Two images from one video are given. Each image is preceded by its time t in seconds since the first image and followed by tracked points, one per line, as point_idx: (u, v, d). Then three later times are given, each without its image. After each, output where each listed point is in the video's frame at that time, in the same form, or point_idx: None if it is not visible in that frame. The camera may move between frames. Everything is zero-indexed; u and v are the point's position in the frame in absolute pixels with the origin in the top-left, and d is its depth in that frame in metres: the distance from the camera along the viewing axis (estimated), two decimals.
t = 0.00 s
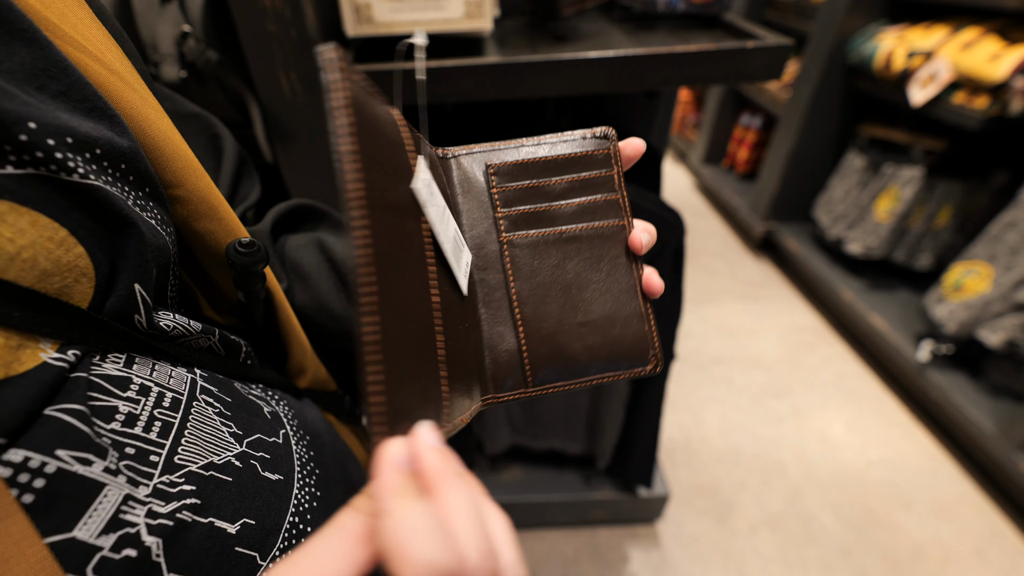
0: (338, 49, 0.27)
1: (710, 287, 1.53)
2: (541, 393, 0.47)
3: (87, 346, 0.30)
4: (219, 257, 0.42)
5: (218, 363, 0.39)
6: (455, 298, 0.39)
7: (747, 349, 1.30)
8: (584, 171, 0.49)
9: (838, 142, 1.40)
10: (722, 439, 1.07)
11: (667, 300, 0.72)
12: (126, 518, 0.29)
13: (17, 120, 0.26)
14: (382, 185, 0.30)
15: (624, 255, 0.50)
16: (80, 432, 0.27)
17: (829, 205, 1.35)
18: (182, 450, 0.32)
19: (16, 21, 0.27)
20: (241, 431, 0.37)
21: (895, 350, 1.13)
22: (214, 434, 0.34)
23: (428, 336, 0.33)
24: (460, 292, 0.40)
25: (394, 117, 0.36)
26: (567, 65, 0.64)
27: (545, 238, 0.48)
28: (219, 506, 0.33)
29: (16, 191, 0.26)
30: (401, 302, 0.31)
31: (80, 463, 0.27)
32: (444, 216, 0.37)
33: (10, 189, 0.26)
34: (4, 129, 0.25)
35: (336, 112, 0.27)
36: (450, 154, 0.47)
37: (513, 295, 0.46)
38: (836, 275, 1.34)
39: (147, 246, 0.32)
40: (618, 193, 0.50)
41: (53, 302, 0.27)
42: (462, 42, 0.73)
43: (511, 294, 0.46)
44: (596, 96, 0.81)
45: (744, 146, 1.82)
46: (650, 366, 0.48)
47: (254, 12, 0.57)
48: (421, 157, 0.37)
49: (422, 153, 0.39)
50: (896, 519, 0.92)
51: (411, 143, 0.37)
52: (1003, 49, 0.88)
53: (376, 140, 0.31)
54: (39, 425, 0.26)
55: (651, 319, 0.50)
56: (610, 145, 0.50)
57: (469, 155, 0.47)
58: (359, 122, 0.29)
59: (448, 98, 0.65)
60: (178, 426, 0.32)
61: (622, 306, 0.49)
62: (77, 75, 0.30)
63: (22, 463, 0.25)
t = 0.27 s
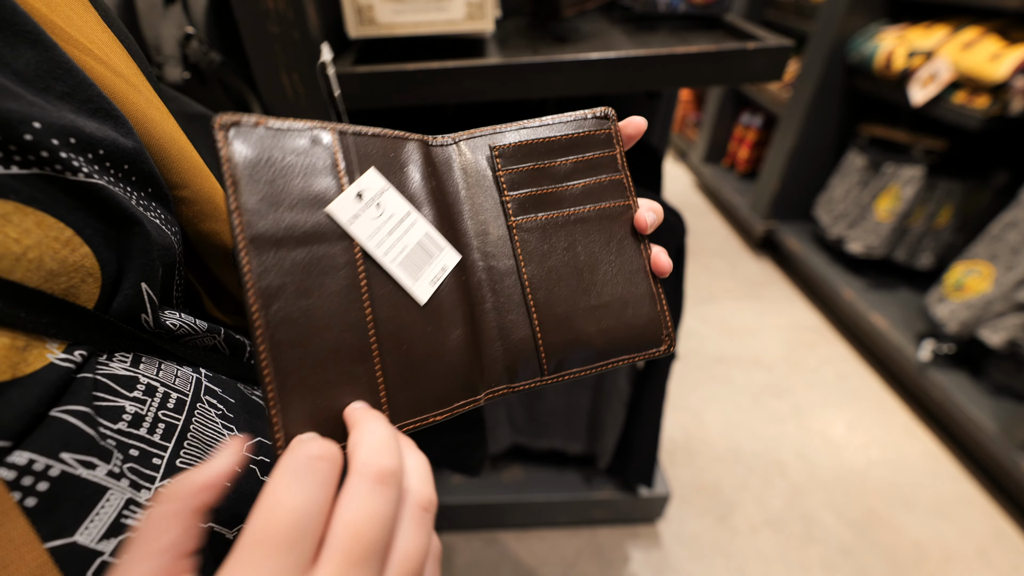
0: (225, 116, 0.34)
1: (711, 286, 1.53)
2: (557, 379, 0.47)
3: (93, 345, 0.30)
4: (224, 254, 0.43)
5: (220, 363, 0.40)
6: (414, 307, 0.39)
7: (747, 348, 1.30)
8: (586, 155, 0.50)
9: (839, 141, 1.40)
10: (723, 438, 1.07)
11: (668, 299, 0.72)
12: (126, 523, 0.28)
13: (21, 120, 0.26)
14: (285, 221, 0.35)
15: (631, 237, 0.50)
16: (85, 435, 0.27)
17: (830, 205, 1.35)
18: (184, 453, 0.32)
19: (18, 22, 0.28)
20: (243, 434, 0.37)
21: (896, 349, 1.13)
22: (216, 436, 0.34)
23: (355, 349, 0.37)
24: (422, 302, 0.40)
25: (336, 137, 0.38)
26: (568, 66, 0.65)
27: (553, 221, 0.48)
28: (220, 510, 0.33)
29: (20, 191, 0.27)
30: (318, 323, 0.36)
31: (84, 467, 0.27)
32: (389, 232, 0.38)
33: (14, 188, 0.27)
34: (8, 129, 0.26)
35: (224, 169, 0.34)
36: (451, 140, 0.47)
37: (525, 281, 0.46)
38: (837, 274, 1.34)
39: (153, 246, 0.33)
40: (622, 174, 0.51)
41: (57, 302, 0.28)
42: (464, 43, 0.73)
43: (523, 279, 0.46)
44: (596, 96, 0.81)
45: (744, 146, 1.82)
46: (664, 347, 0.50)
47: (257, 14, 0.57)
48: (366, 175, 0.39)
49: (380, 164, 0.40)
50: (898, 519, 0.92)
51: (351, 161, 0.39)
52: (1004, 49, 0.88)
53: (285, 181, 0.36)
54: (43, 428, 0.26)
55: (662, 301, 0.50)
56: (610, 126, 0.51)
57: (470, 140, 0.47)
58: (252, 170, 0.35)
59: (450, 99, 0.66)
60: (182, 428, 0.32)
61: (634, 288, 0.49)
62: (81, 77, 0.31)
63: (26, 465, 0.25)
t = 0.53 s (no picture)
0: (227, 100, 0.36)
1: (711, 285, 1.53)
2: (546, 396, 0.46)
3: (94, 348, 0.30)
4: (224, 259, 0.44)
5: (220, 365, 0.41)
6: (390, 314, 0.40)
7: (748, 347, 1.30)
8: (579, 168, 0.50)
9: (840, 141, 1.40)
10: (723, 438, 1.07)
11: (668, 299, 0.73)
12: (128, 523, 0.29)
13: (24, 126, 0.27)
14: (272, 208, 0.36)
15: (623, 253, 0.50)
16: (86, 435, 0.28)
17: (831, 203, 1.35)
18: (185, 454, 0.32)
19: (23, 30, 0.28)
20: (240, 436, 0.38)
21: (898, 349, 1.13)
22: (216, 437, 0.36)
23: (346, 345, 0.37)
24: (399, 307, 0.40)
25: (335, 138, 0.40)
26: (567, 66, 0.65)
27: (543, 233, 0.48)
28: (219, 511, 0.34)
29: (23, 195, 0.27)
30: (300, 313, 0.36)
31: (85, 468, 0.27)
32: (372, 234, 0.40)
33: (16, 193, 0.27)
34: (10, 134, 0.26)
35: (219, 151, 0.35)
36: (449, 153, 0.49)
37: (513, 290, 0.46)
38: (838, 273, 1.33)
39: (154, 249, 0.33)
40: (616, 194, 0.51)
41: (57, 305, 0.28)
42: (464, 44, 0.73)
43: (511, 289, 0.46)
44: (596, 96, 0.81)
45: (745, 145, 1.82)
46: (661, 366, 0.48)
47: (259, 15, 0.57)
48: (361, 177, 0.40)
49: (376, 169, 0.42)
50: (899, 519, 0.92)
51: (347, 162, 0.40)
52: (1005, 48, 0.88)
53: (274, 172, 0.37)
54: (45, 427, 0.27)
55: (657, 317, 0.49)
56: (605, 143, 0.52)
57: (465, 153, 0.49)
58: (246, 156, 0.36)
59: (450, 99, 0.66)
60: (182, 429, 0.33)
61: (628, 303, 0.48)
62: (84, 84, 0.31)
63: (27, 466, 0.26)
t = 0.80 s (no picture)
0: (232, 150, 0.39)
1: (714, 287, 1.52)
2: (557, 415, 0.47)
3: (101, 351, 0.31)
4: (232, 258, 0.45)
5: (224, 367, 0.42)
6: (396, 340, 0.41)
7: (750, 349, 1.29)
8: (578, 184, 0.51)
9: (844, 142, 1.40)
10: (726, 440, 1.07)
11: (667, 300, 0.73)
12: (137, 519, 0.29)
13: (38, 135, 0.27)
14: (278, 247, 0.38)
15: (626, 266, 0.51)
16: (94, 435, 0.29)
17: (833, 202, 1.34)
18: (189, 455, 0.33)
19: (40, 39, 0.29)
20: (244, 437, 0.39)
21: (903, 351, 1.12)
22: (220, 438, 0.36)
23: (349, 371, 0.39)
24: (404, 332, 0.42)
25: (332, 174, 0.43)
26: (567, 68, 0.65)
27: (546, 252, 0.49)
28: (227, 509, 0.34)
29: (36, 203, 0.28)
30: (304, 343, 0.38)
31: (93, 466, 0.28)
32: (375, 265, 0.42)
33: (29, 200, 0.28)
34: (24, 143, 0.27)
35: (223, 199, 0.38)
36: (449, 176, 0.50)
37: (520, 311, 0.47)
38: (843, 274, 1.33)
39: (160, 255, 0.34)
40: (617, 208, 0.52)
41: (65, 308, 0.29)
42: (465, 46, 0.74)
43: (518, 310, 0.47)
44: (596, 97, 0.82)
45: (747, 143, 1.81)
46: (671, 377, 0.49)
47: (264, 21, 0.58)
48: (361, 209, 0.42)
49: (374, 199, 0.44)
50: (903, 524, 0.91)
51: (347, 197, 0.43)
52: (1010, 47, 0.87)
53: (281, 210, 0.40)
54: (54, 430, 0.28)
55: (664, 329, 0.50)
56: (602, 156, 0.52)
57: (465, 175, 0.50)
58: (252, 200, 0.39)
59: (450, 101, 0.67)
60: (185, 431, 0.34)
61: (633, 317, 0.49)
62: (98, 91, 0.32)
63: (38, 465, 0.27)
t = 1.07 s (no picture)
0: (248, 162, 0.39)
1: (721, 292, 1.52)
2: (566, 414, 0.46)
3: (107, 345, 0.31)
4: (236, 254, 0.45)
5: (230, 365, 0.41)
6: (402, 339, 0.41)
7: (757, 354, 1.28)
8: (584, 189, 0.51)
9: (853, 146, 1.39)
10: (733, 446, 1.06)
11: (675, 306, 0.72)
12: (145, 512, 0.29)
13: (47, 128, 0.27)
14: (291, 254, 0.39)
15: (632, 269, 0.51)
16: (103, 429, 0.28)
17: (843, 209, 1.33)
18: (196, 450, 0.33)
19: (46, 32, 0.29)
20: (250, 434, 0.39)
21: (912, 357, 1.10)
22: (226, 436, 0.36)
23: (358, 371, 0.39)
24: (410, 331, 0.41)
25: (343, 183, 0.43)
26: (575, 72, 0.65)
27: (554, 254, 0.49)
28: (236, 504, 0.34)
29: (45, 196, 0.28)
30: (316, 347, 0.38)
31: (102, 459, 0.28)
32: (382, 267, 0.41)
33: (38, 193, 0.28)
34: (33, 136, 0.27)
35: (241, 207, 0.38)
36: (458, 183, 0.51)
37: (529, 310, 0.47)
38: (851, 280, 1.31)
39: (167, 250, 0.34)
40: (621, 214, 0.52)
41: (75, 305, 0.29)
42: (472, 50, 0.74)
43: (526, 310, 0.47)
44: (604, 102, 0.81)
45: (756, 149, 1.81)
46: (675, 376, 0.49)
47: (272, 23, 0.58)
48: (370, 215, 0.43)
49: (383, 206, 0.44)
50: (913, 532, 0.90)
51: (356, 205, 0.43)
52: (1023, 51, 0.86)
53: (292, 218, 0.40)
54: (62, 423, 0.27)
55: (669, 329, 0.50)
56: (606, 165, 0.53)
57: (474, 183, 0.50)
58: (265, 208, 0.39)
59: (457, 105, 0.66)
60: (191, 428, 0.33)
61: (638, 317, 0.49)
62: (104, 85, 0.32)
63: (48, 457, 0.26)
